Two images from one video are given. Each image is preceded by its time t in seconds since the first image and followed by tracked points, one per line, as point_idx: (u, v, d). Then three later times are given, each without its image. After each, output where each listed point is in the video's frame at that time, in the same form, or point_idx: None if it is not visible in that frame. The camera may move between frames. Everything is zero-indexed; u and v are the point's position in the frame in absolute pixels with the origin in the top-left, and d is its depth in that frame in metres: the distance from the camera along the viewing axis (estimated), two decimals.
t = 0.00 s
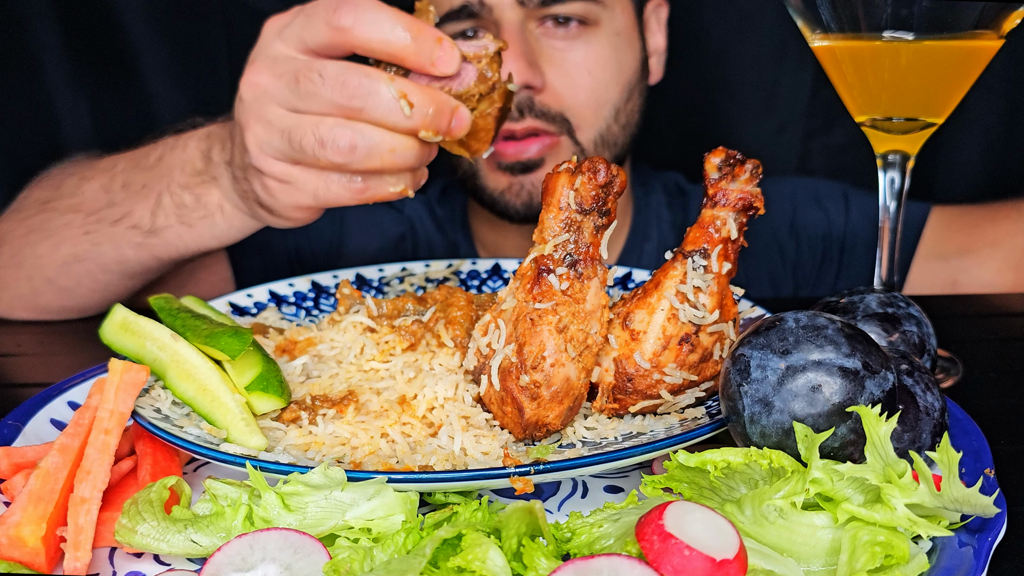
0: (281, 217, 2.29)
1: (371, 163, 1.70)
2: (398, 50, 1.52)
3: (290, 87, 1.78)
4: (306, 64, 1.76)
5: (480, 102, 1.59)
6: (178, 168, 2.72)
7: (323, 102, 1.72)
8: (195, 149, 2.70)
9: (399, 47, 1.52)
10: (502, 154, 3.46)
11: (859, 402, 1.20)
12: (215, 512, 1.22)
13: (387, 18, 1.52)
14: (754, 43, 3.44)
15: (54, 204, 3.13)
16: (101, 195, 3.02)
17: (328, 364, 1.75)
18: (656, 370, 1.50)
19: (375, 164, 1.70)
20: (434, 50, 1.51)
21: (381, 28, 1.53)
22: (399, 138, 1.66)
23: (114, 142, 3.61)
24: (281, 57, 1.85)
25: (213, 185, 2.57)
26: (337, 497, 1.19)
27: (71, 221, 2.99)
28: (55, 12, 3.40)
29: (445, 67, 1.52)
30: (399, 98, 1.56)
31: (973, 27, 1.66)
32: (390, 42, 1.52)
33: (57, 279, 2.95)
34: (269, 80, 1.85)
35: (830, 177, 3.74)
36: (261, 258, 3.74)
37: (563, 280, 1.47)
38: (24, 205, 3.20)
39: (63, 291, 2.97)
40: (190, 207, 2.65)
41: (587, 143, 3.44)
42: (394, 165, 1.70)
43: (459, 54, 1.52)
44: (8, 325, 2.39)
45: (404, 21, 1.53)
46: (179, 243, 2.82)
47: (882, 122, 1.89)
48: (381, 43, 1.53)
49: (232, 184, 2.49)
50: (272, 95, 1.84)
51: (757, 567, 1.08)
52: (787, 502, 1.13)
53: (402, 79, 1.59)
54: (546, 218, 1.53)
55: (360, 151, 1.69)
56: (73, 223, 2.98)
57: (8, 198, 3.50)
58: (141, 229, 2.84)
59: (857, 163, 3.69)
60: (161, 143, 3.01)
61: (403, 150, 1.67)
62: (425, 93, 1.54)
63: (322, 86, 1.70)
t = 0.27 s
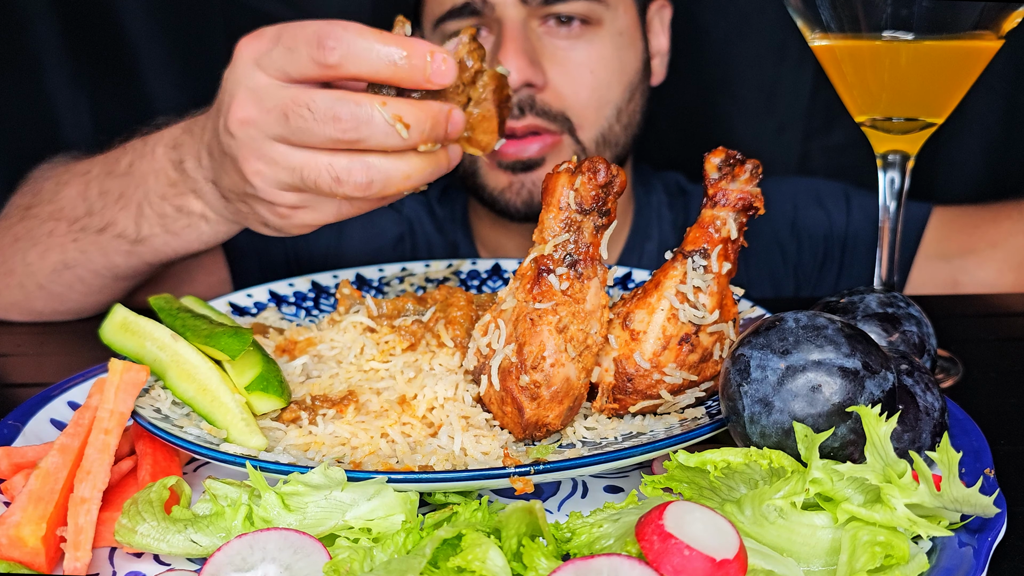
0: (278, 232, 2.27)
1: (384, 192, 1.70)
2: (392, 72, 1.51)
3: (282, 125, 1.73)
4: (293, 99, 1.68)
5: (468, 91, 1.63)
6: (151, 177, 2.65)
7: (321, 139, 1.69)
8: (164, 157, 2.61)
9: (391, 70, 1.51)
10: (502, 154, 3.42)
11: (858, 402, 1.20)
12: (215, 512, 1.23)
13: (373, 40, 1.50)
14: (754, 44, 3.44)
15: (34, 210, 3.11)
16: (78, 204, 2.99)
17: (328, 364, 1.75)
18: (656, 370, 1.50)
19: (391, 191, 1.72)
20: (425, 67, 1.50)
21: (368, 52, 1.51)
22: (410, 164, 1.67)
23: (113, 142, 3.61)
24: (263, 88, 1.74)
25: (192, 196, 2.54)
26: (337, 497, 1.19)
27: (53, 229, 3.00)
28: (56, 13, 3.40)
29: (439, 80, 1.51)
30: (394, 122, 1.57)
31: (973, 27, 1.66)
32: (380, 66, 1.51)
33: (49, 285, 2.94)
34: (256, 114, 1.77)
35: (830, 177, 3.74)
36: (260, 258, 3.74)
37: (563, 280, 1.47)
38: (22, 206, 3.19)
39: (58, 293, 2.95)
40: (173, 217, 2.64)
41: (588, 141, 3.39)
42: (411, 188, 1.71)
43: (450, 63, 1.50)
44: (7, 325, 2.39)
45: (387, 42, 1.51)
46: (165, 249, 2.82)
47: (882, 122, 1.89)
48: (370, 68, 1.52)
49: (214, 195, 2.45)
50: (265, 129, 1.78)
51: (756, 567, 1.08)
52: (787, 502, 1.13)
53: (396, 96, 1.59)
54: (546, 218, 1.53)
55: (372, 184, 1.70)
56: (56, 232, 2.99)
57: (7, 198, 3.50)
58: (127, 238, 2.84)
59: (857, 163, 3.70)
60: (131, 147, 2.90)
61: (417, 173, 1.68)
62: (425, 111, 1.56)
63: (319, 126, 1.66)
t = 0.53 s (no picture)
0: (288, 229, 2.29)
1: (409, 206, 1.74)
2: (438, 91, 1.55)
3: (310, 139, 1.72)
4: (323, 113, 1.68)
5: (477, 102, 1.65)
6: (155, 180, 2.64)
7: (345, 154, 1.69)
8: (169, 159, 2.60)
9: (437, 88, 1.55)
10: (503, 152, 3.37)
11: (859, 402, 1.20)
12: (215, 512, 1.23)
13: (421, 59, 1.54)
14: (753, 44, 3.44)
15: (35, 211, 3.11)
16: (82, 205, 2.98)
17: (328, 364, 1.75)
18: (656, 370, 1.50)
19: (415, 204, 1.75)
20: (475, 134, 1.59)
21: (417, 69, 1.54)
22: (435, 177, 1.71)
23: (113, 143, 3.61)
24: (295, 100, 1.74)
25: (199, 199, 2.55)
26: (337, 497, 1.19)
27: (57, 231, 2.99)
28: (55, 12, 3.41)
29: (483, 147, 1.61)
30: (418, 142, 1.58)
31: (973, 27, 1.66)
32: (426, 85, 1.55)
33: (52, 285, 2.94)
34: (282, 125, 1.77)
35: (830, 177, 3.75)
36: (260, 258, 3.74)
37: (563, 280, 1.47)
38: (24, 207, 3.19)
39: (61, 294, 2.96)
40: (180, 219, 2.65)
41: (588, 141, 3.38)
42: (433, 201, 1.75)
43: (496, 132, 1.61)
44: (8, 325, 2.39)
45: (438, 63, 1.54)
46: (170, 251, 2.83)
47: (882, 122, 1.89)
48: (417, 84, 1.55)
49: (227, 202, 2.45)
50: (292, 138, 1.78)
51: (756, 567, 1.08)
52: (787, 501, 1.13)
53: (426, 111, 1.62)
54: (545, 217, 1.53)
55: (398, 198, 1.72)
56: (59, 233, 2.98)
57: (7, 198, 3.50)
58: (132, 240, 2.84)
59: (855, 163, 3.72)
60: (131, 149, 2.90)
61: (442, 187, 1.72)
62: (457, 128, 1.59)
63: (343, 141, 1.66)
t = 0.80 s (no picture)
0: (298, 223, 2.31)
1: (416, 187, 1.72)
2: (437, 64, 1.54)
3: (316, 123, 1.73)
4: (330, 96, 1.69)
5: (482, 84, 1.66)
6: (162, 180, 2.65)
7: (353, 136, 1.69)
8: (177, 159, 2.61)
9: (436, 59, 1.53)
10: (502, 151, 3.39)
11: (859, 402, 1.20)
12: (215, 512, 1.23)
13: (421, 35, 1.53)
14: (753, 43, 3.44)
15: (38, 212, 3.10)
16: (87, 205, 2.98)
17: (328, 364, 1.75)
18: (656, 370, 1.50)
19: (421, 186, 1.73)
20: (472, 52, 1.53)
21: (416, 43, 1.53)
22: (441, 157, 1.69)
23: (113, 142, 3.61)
24: (302, 86, 1.75)
25: (207, 198, 2.55)
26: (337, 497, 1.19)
27: (60, 231, 2.99)
28: (55, 13, 3.41)
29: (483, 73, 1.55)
30: (430, 121, 1.60)
31: (973, 27, 1.66)
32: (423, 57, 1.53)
33: (54, 285, 2.95)
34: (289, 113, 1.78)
35: (830, 177, 3.75)
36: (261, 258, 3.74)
37: (563, 280, 1.47)
38: (26, 207, 3.20)
39: (64, 294, 2.96)
40: (186, 219, 2.65)
41: (587, 141, 3.39)
42: (440, 183, 1.73)
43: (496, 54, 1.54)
44: (8, 325, 2.39)
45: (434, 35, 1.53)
46: (177, 251, 2.83)
47: (882, 122, 1.89)
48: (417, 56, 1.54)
49: (236, 201, 2.47)
50: (299, 124, 1.79)
51: (757, 567, 1.08)
52: (787, 502, 1.13)
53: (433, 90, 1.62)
54: (546, 217, 1.53)
55: (405, 179, 1.71)
56: (63, 232, 2.98)
57: (7, 197, 3.50)
58: (138, 240, 2.84)
59: (856, 164, 3.70)
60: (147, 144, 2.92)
61: (448, 168, 1.70)
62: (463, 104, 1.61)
63: (350, 122, 1.67)
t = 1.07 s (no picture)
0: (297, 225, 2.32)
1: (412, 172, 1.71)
2: (415, 58, 1.56)
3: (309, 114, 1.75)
4: (322, 85, 1.70)
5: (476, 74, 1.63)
6: (163, 182, 2.64)
7: (349, 120, 1.70)
8: (177, 162, 2.60)
9: (422, 48, 1.55)
10: (502, 151, 3.38)
11: (858, 402, 1.20)
12: (215, 512, 1.23)
13: (392, 29, 1.57)
14: (753, 43, 3.44)
15: (40, 213, 3.11)
16: (89, 207, 2.99)
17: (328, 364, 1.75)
18: (656, 370, 1.50)
19: (416, 171, 1.72)
20: (477, 98, 1.55)
21: (391, 38, 1.57)
22: (434, 141, 1.67)
23: (113, 142, 3.61)
24: (285, 84, 1.78)
25: (208, 202, 2.55)
26: (337, 497, 1.19)
27: (61, 232, 2.99)
28: (55, 13, 3.41)
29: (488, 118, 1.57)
30: (423, 103, 1.58)
31: (973, 27, 1.66)
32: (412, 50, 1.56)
33: (55, 286, 2.95)
34: (281, 109, 1.80)
35: (830, 177, 3.75)
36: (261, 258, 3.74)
37: (563, 280, 1.47)
38: (27, 207, 3.20)
39: (65, 295, 2.96)
40: (187, 222, 2.65)
41: (587, 142, 3.38)
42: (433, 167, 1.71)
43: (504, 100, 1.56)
44: (8, 325, 2.39)
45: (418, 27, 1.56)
46: (179, 253, 2.83)
47: (882, 122, 1.89)
48: (406, 47, 1.56)
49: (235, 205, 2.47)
50: (286, 120, 1.80)
51: (757, 567, 1.08)
52: (787, 502, 1.13)
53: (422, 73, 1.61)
54: (545, 217, 1.53)
55: (401, 163, 1.70)
56: (64, 234, 2.98)
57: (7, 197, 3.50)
58: (141, 242, 2.84)
59: (856, 164, 3.71)
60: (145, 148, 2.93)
61: (442, 152, 1.68)
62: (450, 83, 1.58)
63: (347, 106, 1.68)
